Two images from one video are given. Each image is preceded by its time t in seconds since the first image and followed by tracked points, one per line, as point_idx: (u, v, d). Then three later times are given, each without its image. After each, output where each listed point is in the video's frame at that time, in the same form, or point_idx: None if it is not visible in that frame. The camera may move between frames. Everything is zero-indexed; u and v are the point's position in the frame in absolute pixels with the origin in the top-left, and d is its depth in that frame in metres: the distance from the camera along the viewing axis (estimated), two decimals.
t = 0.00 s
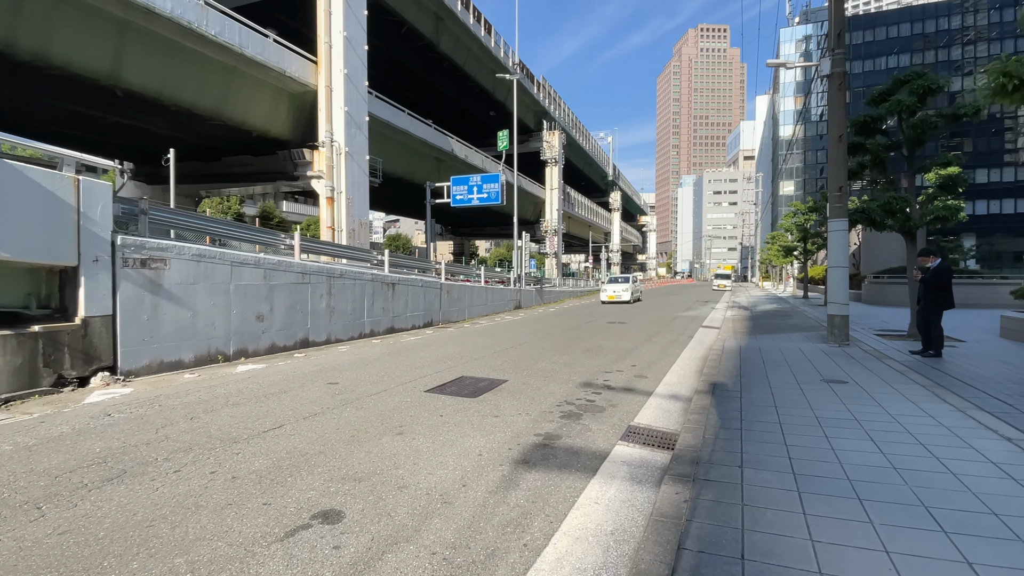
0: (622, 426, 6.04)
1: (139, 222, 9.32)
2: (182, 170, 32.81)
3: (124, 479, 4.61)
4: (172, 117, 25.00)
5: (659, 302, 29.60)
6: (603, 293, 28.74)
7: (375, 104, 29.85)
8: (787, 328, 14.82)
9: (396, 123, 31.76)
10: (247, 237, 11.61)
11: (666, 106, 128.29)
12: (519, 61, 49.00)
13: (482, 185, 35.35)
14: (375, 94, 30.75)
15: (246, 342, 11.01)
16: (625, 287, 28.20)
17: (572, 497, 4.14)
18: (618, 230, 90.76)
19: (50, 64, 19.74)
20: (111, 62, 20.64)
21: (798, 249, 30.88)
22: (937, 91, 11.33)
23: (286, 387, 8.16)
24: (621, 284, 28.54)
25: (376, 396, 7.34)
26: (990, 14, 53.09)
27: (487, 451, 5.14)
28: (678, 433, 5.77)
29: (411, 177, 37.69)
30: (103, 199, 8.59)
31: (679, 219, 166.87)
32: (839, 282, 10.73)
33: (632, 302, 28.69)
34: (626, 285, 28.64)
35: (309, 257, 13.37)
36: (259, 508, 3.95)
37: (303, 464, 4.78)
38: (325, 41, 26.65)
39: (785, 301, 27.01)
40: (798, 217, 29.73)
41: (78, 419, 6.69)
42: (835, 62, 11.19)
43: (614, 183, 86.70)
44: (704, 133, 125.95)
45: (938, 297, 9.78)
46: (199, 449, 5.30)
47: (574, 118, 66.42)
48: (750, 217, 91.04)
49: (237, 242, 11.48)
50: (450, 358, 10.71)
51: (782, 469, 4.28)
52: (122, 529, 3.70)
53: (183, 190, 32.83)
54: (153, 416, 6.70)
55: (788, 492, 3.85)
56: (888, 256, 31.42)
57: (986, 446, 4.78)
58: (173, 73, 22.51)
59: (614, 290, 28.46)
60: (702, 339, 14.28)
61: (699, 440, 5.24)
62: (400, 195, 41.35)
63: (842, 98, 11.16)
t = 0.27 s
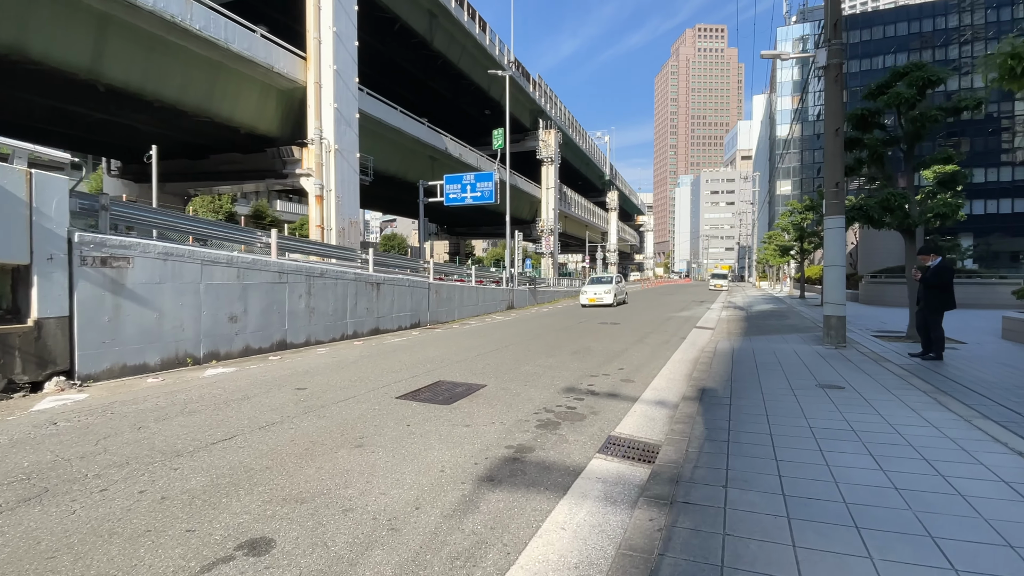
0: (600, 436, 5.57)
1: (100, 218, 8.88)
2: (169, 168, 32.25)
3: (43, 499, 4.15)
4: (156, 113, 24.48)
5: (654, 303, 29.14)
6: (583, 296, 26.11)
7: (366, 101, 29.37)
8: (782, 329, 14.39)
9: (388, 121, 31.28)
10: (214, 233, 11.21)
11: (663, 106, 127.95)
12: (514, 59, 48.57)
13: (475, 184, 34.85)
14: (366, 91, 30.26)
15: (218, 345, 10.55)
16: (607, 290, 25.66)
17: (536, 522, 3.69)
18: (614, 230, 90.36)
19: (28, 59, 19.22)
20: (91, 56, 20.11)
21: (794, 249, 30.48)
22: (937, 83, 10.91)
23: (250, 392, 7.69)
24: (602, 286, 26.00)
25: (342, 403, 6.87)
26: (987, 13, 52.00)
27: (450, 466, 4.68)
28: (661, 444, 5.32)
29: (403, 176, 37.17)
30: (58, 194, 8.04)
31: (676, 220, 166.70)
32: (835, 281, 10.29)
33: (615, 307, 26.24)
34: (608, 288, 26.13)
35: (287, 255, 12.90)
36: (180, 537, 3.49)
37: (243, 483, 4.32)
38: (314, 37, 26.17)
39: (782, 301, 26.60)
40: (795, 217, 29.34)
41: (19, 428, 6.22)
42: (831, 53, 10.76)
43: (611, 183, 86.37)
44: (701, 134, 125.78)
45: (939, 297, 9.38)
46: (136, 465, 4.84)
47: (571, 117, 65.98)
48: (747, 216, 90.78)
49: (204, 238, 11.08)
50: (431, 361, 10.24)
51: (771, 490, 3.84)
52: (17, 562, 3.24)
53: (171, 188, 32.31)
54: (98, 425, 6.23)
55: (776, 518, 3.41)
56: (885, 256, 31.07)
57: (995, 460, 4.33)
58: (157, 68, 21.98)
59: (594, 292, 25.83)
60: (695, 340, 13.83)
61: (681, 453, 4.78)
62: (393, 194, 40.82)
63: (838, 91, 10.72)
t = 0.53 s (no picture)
0: (579, 451, 5.07)
1: (57, 215, 8.34)
2: (157, 166, 31.66)
3: None
4: (140, 109, 23.93)
5: (650, 303, 28.62)
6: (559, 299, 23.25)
7: (357, 97, 28.83)
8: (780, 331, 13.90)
9: (381, 118, 30.74)
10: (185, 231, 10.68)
11: (661, 105, 127.44)
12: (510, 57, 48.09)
13: (469, 182, 34.29)
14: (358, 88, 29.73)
15: (187, 348, 10.04)
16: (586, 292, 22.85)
17: (495, 560, 3.19)
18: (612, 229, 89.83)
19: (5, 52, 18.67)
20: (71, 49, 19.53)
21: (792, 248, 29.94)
22: (941, 74, 10.44)
23: (210, 401, 7.19)
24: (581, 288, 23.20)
25: (305, 414, 6.37)
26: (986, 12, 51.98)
27: (407, 489, 4.18)
28: (645, 460, 4.83)
29: (396, 174, 36.59)
30: (8, 189, 7.53)
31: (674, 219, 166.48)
32: (835, 282, 9.82)
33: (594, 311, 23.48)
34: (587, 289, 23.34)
35: (265, 254, 12.38)
36: None
37: (169, 511, 3.81)
38: (303, 32, 25.63)
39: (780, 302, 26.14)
40: (793, 216, 28.92)
41: None
42: (830, 43, 10.29)
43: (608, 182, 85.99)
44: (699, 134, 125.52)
45: (944, 298, 8.96)
46: (59, 486, 4.34)
47: (567, 116, 65.45)
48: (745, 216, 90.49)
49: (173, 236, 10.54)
50: (411, 365, 9.74)
51: (764, 521, 3.35)
52: None
53: (159, 186, 31.76)
54: (37, 437, 5.74)
55: (770, 560, 2.92)
56: (884, 255, 30.62)
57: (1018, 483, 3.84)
58: (139, 62, 21.41)
59: (571, 294, 22.97)
60: (690, 342, 13.33)
61: (665, 475, 4.28)
62: (387, 193, 40.27)
63: (838, 82, 10.24)
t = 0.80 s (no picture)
0: (557, 466, 4.55)
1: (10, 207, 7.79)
2: (145, 163, 31.09)
3: None
4: (125, 104, 23.37)
5: (647, 303, 28.12)
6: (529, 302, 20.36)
7: (348, 93, 28.30)
8: (779, 332, 13.42)
9: (373, 115, 30.20)
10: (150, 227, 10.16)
11: (660, 105, 126.94)
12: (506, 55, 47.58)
13: (464, 180, 33.75)
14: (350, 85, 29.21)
15: (156, 350, 9.53)
16: (557, 295, 19.91)
17: None
18: (610, 229, 89.36)
19: None
20: (50, 41, 18.98)
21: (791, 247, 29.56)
22: (947, 63, 9.98)
23: (167, 407, 6.68)
24: (552, 290, 20.27)
25: (264, 423, 5.87)
26: (985, 10, 51.74)
27: (358, 514, 3.68)
28: (631, 477, 4.32)
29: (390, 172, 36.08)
30: None
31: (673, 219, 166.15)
32: (837, 280, 9.35)
33: (570, 317, 20.53)
34: (560, 292, 20.40)
35: (242, 250, 11.86)
36: None
37: (78, 542, 3.31)
38: (294, 26, 25.11)
39: (779, 302, 25.70)
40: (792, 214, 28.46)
41: None
42: (832, 30, 9.80)
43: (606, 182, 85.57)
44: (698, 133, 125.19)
45: (952, 297, 8.50)
46: None
47: (565, 115, 64.97)
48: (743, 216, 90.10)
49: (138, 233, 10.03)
50: (391, 368, 9.23)
51: (759, 560, 2.85)
52: None
53: (147, 184, 31.20)
54: None
55: None
56: (885, 254, 30.14)
57: None
58: (122, 55, 20.87)
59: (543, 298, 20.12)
60: (686, 343, 12.84)
61: (650, 497, 3.78)
62: (381, 191, 39.75)
63: (840, 71, 9.76)
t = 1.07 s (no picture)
0: (531, 493, 4.05)
1: None
2: (133, 162, 30.54)
3: None
4: (110, 100, 22.84)
5: (644, 304, 27.68)
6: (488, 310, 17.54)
7: (340, 90, 27.76)
8: (779, 335, 12.91)
9: (367, 113, 29.70)
10: (115, 223, 9.61)
11: (659, 104, 126.57)
12: (503, 53, 47.10)
13: (459, 179, 33.22)
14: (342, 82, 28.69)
15: (122, 356, 9.03)
16: (520, 300, 17.00)
17: None
18: (608, 229, 88.97)
19: None
20: (29, 34, 18.43)
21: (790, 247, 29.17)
22: (954, 54, 9.50)
23: (119, 420, 6.19)
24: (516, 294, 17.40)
25: (218, 439, 5.37)
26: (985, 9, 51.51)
27: (295, 555, 3.19)
28: (613, 505, 3.83)
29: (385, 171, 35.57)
30: None
31: (672, 219, 165.80)
32: (840, 281, 8.87)
33: (536, 326, 17.56)
34: (523, 296, 17.51)
35: (217, 250, 11.33)
36: None
37: None
38: (284, 22, 24.61)
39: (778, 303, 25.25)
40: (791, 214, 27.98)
41: None
42: (834, 18, 9.29)
43: (604, 181, 85.14)
44: (696, 134, 124.98)
45: (962, 300, 8.02)
46: None
47: (563, 114, 64.52)
48: (742, 215, 89.86)
49: (102, 230, 9.47)
50: (371, 375, 8.74)
51: None
52: None
53: (136, 183, 30.66)
54: None
55: None
56: (885, 253, 29.71)
57: None
58: (105, 50, 20.36)
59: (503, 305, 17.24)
60: (682, 347, 12.35)
61: (632, 536, 3.28)
62: (376, 190, 39.26)
63: (842, 61, 9.25)
